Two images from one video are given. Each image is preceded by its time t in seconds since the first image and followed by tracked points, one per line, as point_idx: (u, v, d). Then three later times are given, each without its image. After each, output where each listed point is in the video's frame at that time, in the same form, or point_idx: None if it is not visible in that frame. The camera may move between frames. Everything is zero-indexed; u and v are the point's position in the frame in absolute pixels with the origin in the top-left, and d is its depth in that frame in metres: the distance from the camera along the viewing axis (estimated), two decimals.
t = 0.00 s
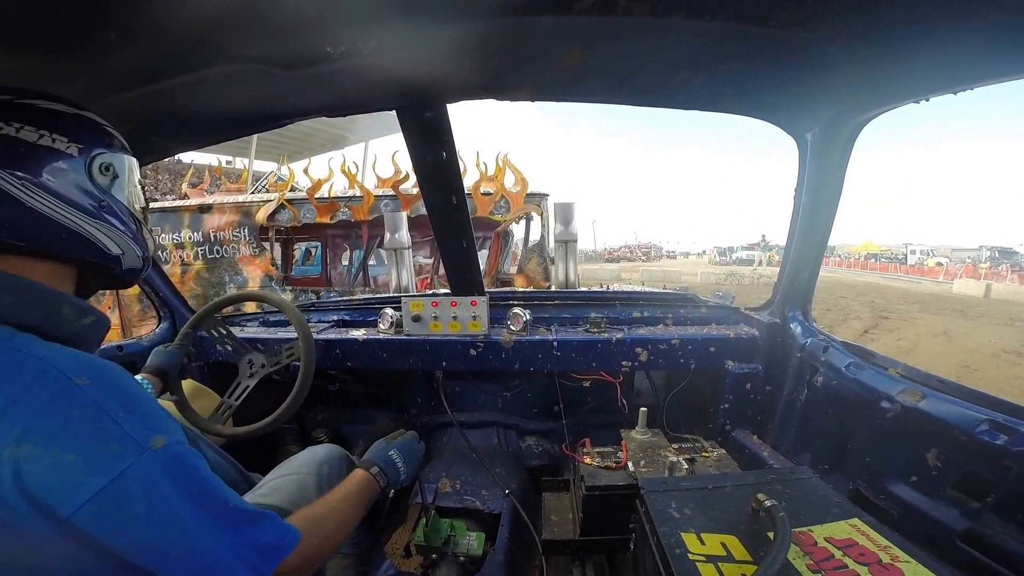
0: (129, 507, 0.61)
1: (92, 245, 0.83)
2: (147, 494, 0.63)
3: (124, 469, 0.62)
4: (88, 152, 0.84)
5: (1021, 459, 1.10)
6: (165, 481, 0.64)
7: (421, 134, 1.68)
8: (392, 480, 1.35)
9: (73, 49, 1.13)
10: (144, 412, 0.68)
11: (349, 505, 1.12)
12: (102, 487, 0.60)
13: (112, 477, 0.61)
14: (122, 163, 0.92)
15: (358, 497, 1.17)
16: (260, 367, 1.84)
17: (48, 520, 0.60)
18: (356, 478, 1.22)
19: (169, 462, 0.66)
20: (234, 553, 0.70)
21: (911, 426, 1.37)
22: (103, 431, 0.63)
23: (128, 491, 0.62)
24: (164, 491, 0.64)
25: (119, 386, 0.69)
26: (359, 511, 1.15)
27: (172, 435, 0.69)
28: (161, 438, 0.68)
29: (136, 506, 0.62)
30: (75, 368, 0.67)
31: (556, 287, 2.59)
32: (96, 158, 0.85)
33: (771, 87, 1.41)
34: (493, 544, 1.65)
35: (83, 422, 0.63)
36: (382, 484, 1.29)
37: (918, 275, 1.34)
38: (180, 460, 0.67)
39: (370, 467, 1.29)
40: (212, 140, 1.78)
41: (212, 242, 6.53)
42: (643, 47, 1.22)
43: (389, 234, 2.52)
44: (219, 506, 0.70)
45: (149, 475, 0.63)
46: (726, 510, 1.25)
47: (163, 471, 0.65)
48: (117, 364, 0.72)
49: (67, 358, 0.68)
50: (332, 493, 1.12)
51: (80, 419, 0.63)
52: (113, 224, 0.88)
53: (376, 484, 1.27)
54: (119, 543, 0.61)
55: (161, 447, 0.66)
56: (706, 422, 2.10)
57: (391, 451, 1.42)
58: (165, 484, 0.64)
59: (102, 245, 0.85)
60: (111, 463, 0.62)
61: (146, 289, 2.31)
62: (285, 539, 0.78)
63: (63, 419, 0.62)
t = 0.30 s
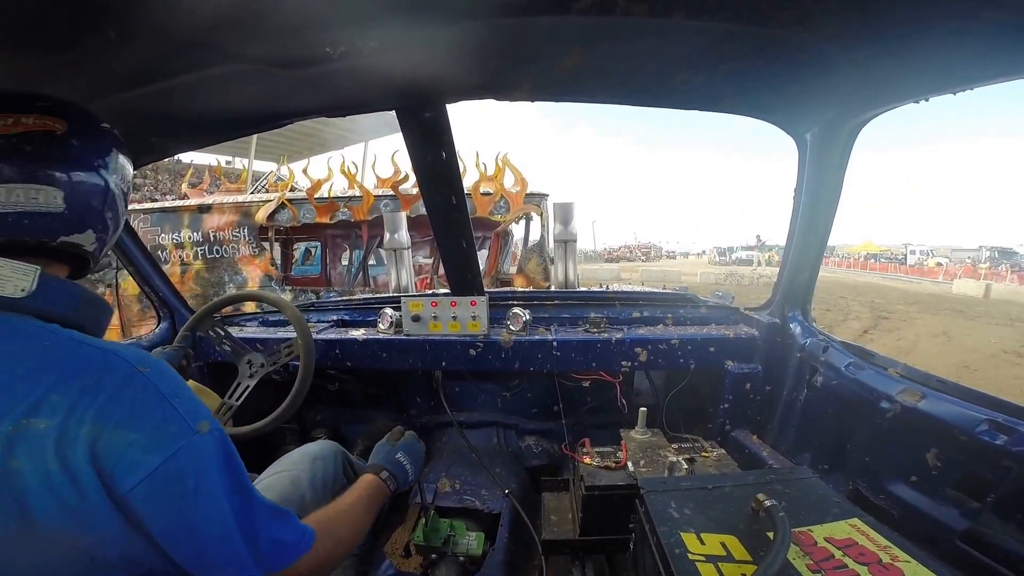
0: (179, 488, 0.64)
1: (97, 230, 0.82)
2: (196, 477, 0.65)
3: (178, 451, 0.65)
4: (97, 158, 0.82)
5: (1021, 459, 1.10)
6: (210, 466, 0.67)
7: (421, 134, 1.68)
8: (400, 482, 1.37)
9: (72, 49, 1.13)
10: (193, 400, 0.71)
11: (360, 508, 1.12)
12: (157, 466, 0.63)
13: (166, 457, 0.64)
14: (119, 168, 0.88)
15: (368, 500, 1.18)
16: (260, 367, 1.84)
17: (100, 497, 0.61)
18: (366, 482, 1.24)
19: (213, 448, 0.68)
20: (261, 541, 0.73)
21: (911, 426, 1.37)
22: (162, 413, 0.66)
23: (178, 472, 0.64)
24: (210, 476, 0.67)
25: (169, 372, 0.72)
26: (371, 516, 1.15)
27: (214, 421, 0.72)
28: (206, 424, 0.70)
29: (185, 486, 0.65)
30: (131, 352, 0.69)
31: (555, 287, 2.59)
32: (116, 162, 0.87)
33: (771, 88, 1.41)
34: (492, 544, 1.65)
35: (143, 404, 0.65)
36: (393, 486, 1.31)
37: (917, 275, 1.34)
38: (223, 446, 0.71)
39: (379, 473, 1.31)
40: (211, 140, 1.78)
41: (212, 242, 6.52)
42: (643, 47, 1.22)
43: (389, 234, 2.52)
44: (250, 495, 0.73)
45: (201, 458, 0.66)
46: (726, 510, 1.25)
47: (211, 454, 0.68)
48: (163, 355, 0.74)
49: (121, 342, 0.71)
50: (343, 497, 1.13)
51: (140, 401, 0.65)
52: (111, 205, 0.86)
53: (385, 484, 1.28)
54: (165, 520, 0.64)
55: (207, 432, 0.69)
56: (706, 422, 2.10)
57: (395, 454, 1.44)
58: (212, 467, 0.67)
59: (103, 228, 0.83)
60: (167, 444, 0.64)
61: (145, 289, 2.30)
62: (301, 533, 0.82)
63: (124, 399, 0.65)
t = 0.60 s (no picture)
0: (160, 447, 0.66)
1: (68, 229, 0.81)
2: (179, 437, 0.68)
3: (162, 411, 0.68)
4: (66, 163, 0.82)
5: (1021, 459, 1.10)
6: (191, 429, 0.70)
7: (421, 134, 1.68)
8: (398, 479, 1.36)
9: (73, 49, 1.13)
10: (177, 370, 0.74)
11: (353, 498, 1.12)
12: (140, 424, 0.66)
13: (149, 416, 0.67)
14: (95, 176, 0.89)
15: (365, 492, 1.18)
16: (260, 367, 1.84)
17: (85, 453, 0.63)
18: (362, 474, 1.24)
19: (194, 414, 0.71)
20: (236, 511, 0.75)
21: (911, 426, 1.37)
22: (146, 375, 0.69)
23: (161, 431, 0.67)
24: (190, 438, 0.69)
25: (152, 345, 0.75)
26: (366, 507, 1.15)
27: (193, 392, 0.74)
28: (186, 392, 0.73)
29: (167, 446, 0.67)
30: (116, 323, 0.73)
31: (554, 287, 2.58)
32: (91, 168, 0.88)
33: (771, 88, 1.42)
34: (492, 544, 1.65)
35: (129, 367, 0.69)
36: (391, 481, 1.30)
37: (917, 275, 1.34)
38: (204, 415, 0.73)
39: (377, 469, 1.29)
40: (211, 140, 1.78)
41: (212, 242, 6.52)
42: (643, 47, 1.22)
43: (389, 234, 2.52)
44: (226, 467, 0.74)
45: (184, 420, 0.69)
46: (725, 510, 1.25)
47: (192, 418, 0.70)
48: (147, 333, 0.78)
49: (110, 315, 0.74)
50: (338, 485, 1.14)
51: (127, 365, 0.69)
52: (88, 202, 0.85)
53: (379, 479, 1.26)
54: (147, 479, 0.66)
55: (188, 398, 0.71)
56: (705, 422, 2.10)
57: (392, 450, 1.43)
58: (194, 429, 0.70)
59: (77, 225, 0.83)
60: (150, 405, 0.67)
61: (146, 289, 2.30)
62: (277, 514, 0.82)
63: (112, 362, 0.68)
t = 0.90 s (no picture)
0: (82, 469, 0.64)
1: (12, 224, 0.77)
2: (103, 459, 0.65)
3: (83, 433, 0.65)
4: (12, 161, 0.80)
5: (1021, 459, 1.10)
6: (119, 448, 0.67)
7: (421, 134, 1.68)
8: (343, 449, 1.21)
9: (72, 49, 1.13)
10: (108, 383, 0.71)
11: (308, 485, 1.06)
12: (60, 445, 0.64)
13: (71, 437, 0.64)
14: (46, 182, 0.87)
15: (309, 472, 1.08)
16: (259, 366, 1.84)
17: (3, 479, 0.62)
18: (303, 462, 1.09)
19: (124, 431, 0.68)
20: (180, 531, 0.72)
21: (911, 426, 1.37)
22: (67, 392, 0.66)
23: (84, 452, 0.65)
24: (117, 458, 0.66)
25: (84, 353, 0.72)
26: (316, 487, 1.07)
27: (131, 407, 0.72)
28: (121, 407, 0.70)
29: (90, 468, 0.64)
30: (44, 333, 0.70)
31: (554, 287, 2.58)
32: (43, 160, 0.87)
33: (770, 88, 1.42)
34: (492, 544, 1.65)
35: (49, 383, 0.66)
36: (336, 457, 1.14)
37: (917, 275, 1.35)
38: (137, 430, 0.70)
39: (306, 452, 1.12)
40: (211, 141, 1.78)
41: (212, 242, 6.52)
42: (642, 48, 1.22)
43: (388, 234, 2.52)
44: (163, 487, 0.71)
45: (107, 440, 0.66)
46: (725, 510, 1.25)
47: (121, 436, 0.68)
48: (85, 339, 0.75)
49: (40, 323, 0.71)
50: (291, 467, 1.07)
51: (47, 382, 0.66)
52: (37, 204, 0.82)
53: (341, 461, 1.18)
54: (67, 502, 0.64)
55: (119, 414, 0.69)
56: (705, 422, 2.10)
57: (323, 425, 1.20)
58: (121, 449, 0.67)
59: (23, 224, 0.79)
60: (73, 424, 0.65)
61: (146, 289, 2.30)
62: (228, 534, 0.79)
63: (30, 378, 0.66)
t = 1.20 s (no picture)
0: (123, 454, 0.65)
1: None
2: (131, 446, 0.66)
3: (106, 422, 0.65)
4: None
5: (1020, 459, 1.10)
6: (141, 424, 0.67)
7: (421, 134, 1.68)
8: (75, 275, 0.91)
9: (73, 49, 1.13)
10: (102, 374, 0.69)
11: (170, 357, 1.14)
12: (91, 442, 0.63)
13: (96, 432, 0.64)
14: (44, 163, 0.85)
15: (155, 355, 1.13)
16: (259, 365, 1.84)
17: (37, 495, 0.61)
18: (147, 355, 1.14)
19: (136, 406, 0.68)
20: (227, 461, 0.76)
21: (911, 426, 1.37)
22: (72, 396, 0.64)
23: (116, 440, 0.65)
24: (146, 432, 0.67)
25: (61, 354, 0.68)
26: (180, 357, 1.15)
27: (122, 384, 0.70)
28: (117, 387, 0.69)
29: (129, 450, 0.65)
30: (16, 343, 0.66)
31: (554, 287, 2.58)
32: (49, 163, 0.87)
33: (770, 89, 1.42)
34: (491, 544, 1.65)
35: (49, 393, 0.63)
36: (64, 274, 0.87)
37: (916, 275, 1.35)
38: (146, 400, 0.70)
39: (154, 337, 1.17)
40: (211, 141, 1.78)
41: (212, 242, 6.52)
42: (641, 48, 1.22)
43: (388, 234, 2.52)
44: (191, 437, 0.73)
45: (127, 429, 0.66)
46: (724, 510, 1.25)
47: (136, 412, 0.68)
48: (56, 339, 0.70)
49: None
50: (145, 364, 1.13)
51: (46, 391, 0.63)
52: (16, 210, 0.79)
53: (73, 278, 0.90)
54: (124, 488, 0.65)
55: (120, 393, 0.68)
56: (704, 422, 2.10)
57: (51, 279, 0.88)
58: (144, 424, 0.68)
59: None
60: (91, 419, 0.64)
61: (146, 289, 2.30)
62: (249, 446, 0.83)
63: (25, 392, 0.63)
